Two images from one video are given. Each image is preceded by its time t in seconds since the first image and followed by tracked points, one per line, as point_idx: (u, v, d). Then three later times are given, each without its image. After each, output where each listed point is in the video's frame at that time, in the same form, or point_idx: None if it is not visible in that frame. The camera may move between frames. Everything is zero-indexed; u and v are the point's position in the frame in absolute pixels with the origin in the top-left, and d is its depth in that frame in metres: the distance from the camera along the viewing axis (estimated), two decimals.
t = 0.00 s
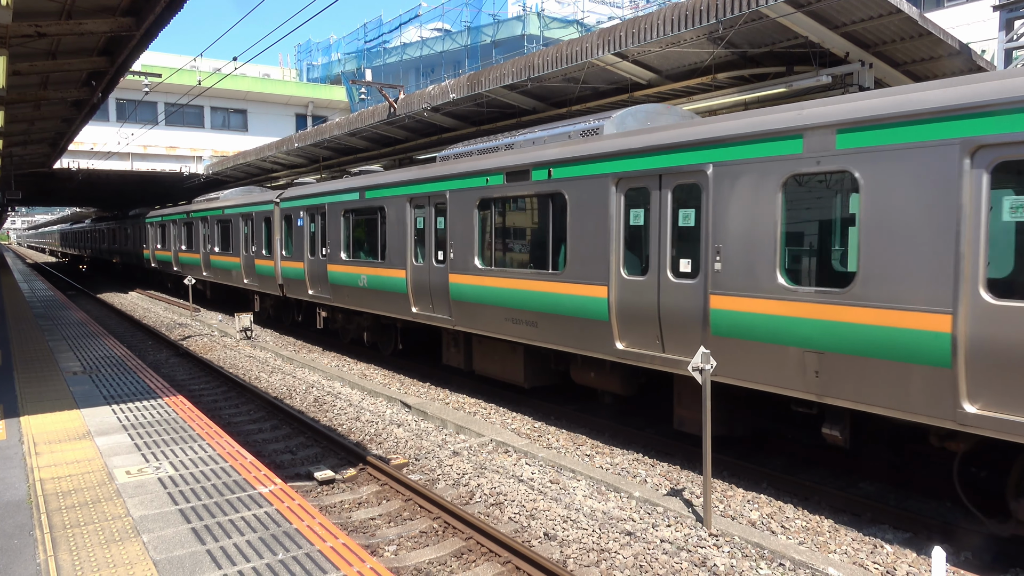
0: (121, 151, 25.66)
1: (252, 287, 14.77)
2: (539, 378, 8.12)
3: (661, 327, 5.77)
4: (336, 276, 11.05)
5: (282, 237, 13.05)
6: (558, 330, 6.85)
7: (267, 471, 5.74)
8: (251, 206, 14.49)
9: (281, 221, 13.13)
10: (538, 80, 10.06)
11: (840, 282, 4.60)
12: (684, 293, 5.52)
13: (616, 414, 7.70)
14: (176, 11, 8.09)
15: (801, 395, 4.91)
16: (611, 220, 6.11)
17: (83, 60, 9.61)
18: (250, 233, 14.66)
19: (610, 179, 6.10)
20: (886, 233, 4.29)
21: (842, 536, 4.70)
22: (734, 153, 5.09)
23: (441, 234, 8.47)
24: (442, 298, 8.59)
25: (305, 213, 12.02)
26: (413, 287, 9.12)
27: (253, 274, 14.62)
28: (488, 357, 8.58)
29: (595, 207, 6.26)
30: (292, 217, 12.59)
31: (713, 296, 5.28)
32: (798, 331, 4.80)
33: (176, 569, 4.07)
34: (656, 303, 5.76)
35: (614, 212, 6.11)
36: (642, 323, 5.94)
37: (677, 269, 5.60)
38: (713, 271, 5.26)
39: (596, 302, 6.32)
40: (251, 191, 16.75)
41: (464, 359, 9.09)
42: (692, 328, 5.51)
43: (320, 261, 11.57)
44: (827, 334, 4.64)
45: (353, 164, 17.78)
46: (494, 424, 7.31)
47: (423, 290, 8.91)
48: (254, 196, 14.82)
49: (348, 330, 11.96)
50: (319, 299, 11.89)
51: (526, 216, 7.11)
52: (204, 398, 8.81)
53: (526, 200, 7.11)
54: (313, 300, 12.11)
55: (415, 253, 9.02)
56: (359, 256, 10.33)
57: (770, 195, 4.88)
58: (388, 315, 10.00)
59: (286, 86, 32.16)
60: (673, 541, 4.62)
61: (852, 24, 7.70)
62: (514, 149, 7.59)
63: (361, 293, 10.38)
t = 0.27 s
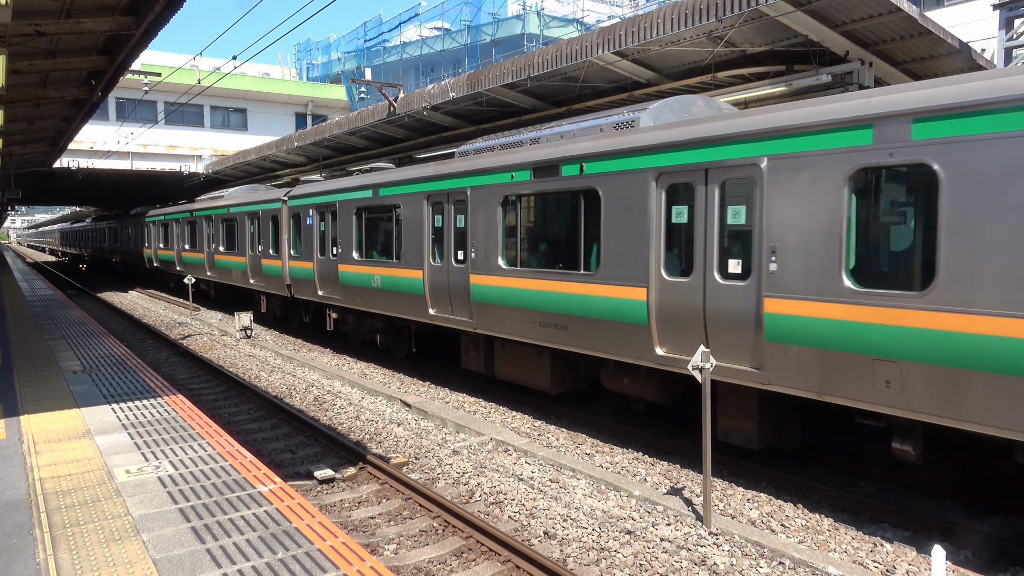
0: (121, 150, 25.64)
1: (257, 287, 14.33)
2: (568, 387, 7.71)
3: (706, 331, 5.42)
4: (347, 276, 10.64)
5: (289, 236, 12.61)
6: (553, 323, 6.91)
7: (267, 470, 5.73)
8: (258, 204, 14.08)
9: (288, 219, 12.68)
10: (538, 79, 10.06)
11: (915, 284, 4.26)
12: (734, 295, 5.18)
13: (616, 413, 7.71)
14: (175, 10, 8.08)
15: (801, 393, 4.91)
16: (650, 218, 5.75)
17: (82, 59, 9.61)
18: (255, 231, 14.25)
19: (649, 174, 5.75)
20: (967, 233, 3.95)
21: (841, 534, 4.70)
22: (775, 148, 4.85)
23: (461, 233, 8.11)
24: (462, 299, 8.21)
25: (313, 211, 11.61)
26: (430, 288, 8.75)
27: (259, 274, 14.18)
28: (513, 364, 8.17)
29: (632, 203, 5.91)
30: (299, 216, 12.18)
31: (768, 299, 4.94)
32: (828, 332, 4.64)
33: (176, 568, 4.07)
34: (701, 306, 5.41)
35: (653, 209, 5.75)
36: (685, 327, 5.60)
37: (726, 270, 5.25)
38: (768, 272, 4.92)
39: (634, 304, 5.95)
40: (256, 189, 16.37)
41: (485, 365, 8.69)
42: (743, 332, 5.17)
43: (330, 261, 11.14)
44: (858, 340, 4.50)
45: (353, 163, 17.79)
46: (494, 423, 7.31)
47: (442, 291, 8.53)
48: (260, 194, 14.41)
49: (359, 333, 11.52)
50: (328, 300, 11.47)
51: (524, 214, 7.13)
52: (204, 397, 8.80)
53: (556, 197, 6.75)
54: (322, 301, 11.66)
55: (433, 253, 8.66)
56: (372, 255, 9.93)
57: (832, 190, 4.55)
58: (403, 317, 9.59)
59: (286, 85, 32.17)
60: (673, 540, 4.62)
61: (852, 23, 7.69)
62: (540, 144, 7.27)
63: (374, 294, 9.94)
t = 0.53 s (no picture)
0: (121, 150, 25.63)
1: (264, 287, 13.87)
2: (601, 395, 7.34)
3: (761, 335, 5.06)
4: (360, 277, 10.26)
5: (298, 235, 12.18)
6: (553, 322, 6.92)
7: (267, 469, 5.73)
8: (265, 202, 13.61)
9: (297, 217, 12.28)
10: (537, 77, 10.05)
11: (1004, 287, 3.89)
12: (795, 298, 4.81)
13: (615, 411, 7.70)
14: (174, 8, 8.09)
15: (800, 391, 4.92)
16: (699, 214, 5.38)
17: (82, 57, 9.60)
18: (262, 230, 13.80)
19: (697, 168, 5.38)
20: None
21: (841, 533, 4.70)
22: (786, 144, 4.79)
23: (484, 231, 7.74)
24: (484, 301, 7.84)
25: (324, 209, 11.21)
26: (450, 289, 8.36)
27: (266, 274, 13.73)
28: (539, 371, 7.82)
29: (678, 199, 5.53)
30: (308, 213, 11.78)
31: (836, 302, 4.56)
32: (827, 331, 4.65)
33: (176, 568, 4.06)
34: (756, 309, 5.05)
35: (702, 205, 5.38)
36: (737, 331, 5.22)
37: (785, 271, 4.89)
38: (836, 273, 4.54)
39: (681, 307, 5.57)
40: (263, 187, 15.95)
41: (509, 371, 8.33)
42: (805, 338, 4.78)
43: (341, 261, 10.76)
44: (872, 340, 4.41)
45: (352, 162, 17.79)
46: (494, 421, 7.31)
47: (463, 292, 8.15)
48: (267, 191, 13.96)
49: (373, 334, 11.12)
50: (339, 301, 11.06)
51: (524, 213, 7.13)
52: (204, 396, 8.80)
53: (586, 192, 6.44)
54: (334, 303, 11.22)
55: (453, 253, 8.28)
56: (387, 255, 9.56)
57: (909, 185, 4.19)
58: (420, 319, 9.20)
59: (286, 84, 32.16)
60: (673, 539, 4.62)
61: (852, 21, 7.67)
62: (571, 137, 6.93)
63: (390, 295, 9.54)
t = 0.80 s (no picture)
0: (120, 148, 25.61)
1: (273, 287, 13.47)
2: (638, 404, 6.97)
3: (829, 342, 4.70)
4: (375, 277, 9.93)
5: (309, 234, 11.82)
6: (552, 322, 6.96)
7: (267, 467, 5.73)
8: (273, 200, 13.21)
9: (308, 215, 11.95)
10: (537, 76, 10.04)
11: None
12: (870, 302, 4.46)
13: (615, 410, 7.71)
14: (175, 7, 8.09)
15: (800, 390, 4.97)
16: (759, 211, 5.02)
17: (81, 56, 9.58)
18: (271, 229, 13.41)
19: (756, 161, 5.02)
20: None
21: (841, 532, 4.70)
22: (788, 143, 4.82)
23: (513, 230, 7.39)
24: (512, 304, 7.49)
25: (337, 206, 10.87)
26: (474, 290, 8.01)
27: (275, 274, 13.34)
28: (571, 376, 7.45)
29: (735, 196, 5.17)
30: (320, 211, 11.45)
31: (921, 308, 4.19)
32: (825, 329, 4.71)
33: (175, 566, 4.06)
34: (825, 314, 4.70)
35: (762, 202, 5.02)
36: (802, 338, 4.86)
37: (858, 273, 4.54)
38: (921, 276, 4.18)
39: (737, 312, 5.21)
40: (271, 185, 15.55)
41: (537, 378, 7.96)
42: (883, 347, 4.42)
43: (355, 260, 10.43)
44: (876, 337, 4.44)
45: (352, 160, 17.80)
46: (494, 420, 7.31)
47: (489, 293, 7.79)
48: (276, 189, 13.56)
49: (388, 336, 10.66)
50: (352, 302, 10.72)
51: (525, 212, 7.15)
52: (204, 395, 8.80)
53: (626, 188, 6.09)
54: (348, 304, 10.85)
55: (477, 252, 7.96)
56: (405, 254, 9.24)
57: (1006, 179, 3.82)
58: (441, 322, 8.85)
59: (286, 82, 32.15)
60: (673, 538, 4.62)
61: (852, 20, 7.65)
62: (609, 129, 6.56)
63: (409, 297, 9.18)
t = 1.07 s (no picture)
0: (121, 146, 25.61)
1: (283, 287, 13.03)
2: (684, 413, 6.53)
3: (915, 349, 4.32)
4: (393, 277, 9.52)
5: (322, 232, 11.38)
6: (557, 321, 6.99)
7: (267, 465, 5.73)
8: (284, 197, 12.71)
9: (320, 213, 11.51)
10: (538, 75, 10.03)
11: None
12: (966, 307, 4.08)
13: (615, 409, 7.71)
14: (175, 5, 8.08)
15: (801, 388, 4.99)
16: (834, 208, 4.63)
17: (82, 54, 9.57)
18: (281, 227, 12.95)
19: (830, 153, 4.64)
20: None
21: (841, 530, 4.70)
22: (801, 141, 4.80)
23: (546, 228, 7.00)
24: (545, 306, 7.11)
25: (351, 204, 10.45)
26: (503, 291, 7.63)
27: (285, 273, 12.87)
28: (608, 386, 7.00)
29: (806, 191, 4.77)
30: (334, 208, 11.01)
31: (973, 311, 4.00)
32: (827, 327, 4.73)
33: (176, 564, 4.07)
34: (910, 319, 4.32)
35: (838, 197, 4.63)
36: (884, 345, 4.47)
37: (950, 275, 4.16)
38: None
39: (806, 317, 4.82)
40: (278, 181, 15.10)
41: (571, 386, 7.47)
42: (980, 358, 4.04)
43: (371, 260, 10.02)
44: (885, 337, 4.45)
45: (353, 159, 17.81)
46: (494, 418, 7.31)
47: (520, 295, 7.40)
48: (286, 185, 13.09)
49: (406, 338, 10.35)
50: (368, 303, 10.31)
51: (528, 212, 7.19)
52: (205, 393, 8.81)
53: (677, 183, 5.70)
54: (364, 305, 10.45)
55: (505, 252, 7.59)
56: (426, 254, 8.85)
57: None
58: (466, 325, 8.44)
59: (286, 81, 32.15)
60: (673, 536, 4.62)
61: (853, 19, 7.63)
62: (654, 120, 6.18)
63: (431, 298, 8.82)
